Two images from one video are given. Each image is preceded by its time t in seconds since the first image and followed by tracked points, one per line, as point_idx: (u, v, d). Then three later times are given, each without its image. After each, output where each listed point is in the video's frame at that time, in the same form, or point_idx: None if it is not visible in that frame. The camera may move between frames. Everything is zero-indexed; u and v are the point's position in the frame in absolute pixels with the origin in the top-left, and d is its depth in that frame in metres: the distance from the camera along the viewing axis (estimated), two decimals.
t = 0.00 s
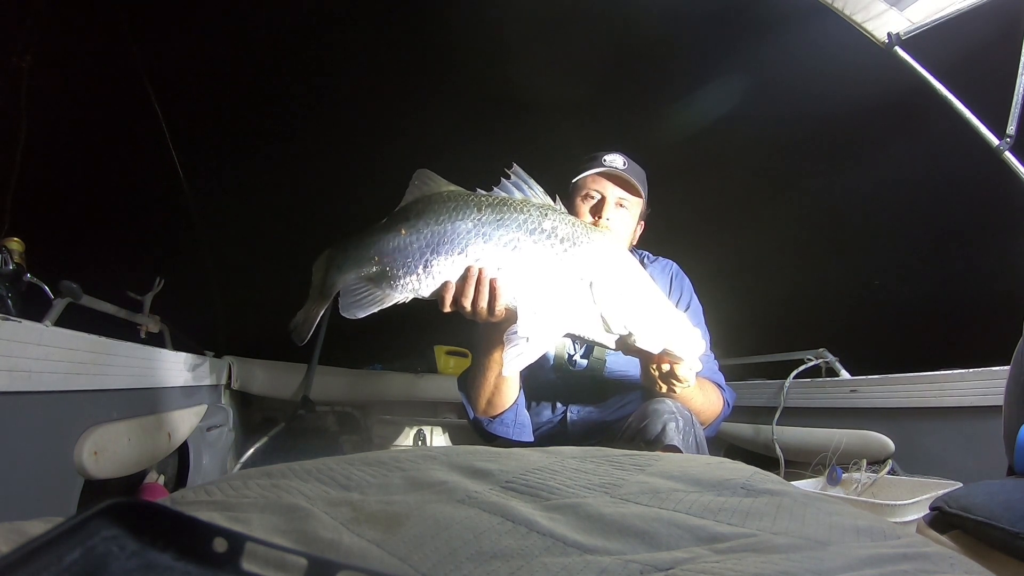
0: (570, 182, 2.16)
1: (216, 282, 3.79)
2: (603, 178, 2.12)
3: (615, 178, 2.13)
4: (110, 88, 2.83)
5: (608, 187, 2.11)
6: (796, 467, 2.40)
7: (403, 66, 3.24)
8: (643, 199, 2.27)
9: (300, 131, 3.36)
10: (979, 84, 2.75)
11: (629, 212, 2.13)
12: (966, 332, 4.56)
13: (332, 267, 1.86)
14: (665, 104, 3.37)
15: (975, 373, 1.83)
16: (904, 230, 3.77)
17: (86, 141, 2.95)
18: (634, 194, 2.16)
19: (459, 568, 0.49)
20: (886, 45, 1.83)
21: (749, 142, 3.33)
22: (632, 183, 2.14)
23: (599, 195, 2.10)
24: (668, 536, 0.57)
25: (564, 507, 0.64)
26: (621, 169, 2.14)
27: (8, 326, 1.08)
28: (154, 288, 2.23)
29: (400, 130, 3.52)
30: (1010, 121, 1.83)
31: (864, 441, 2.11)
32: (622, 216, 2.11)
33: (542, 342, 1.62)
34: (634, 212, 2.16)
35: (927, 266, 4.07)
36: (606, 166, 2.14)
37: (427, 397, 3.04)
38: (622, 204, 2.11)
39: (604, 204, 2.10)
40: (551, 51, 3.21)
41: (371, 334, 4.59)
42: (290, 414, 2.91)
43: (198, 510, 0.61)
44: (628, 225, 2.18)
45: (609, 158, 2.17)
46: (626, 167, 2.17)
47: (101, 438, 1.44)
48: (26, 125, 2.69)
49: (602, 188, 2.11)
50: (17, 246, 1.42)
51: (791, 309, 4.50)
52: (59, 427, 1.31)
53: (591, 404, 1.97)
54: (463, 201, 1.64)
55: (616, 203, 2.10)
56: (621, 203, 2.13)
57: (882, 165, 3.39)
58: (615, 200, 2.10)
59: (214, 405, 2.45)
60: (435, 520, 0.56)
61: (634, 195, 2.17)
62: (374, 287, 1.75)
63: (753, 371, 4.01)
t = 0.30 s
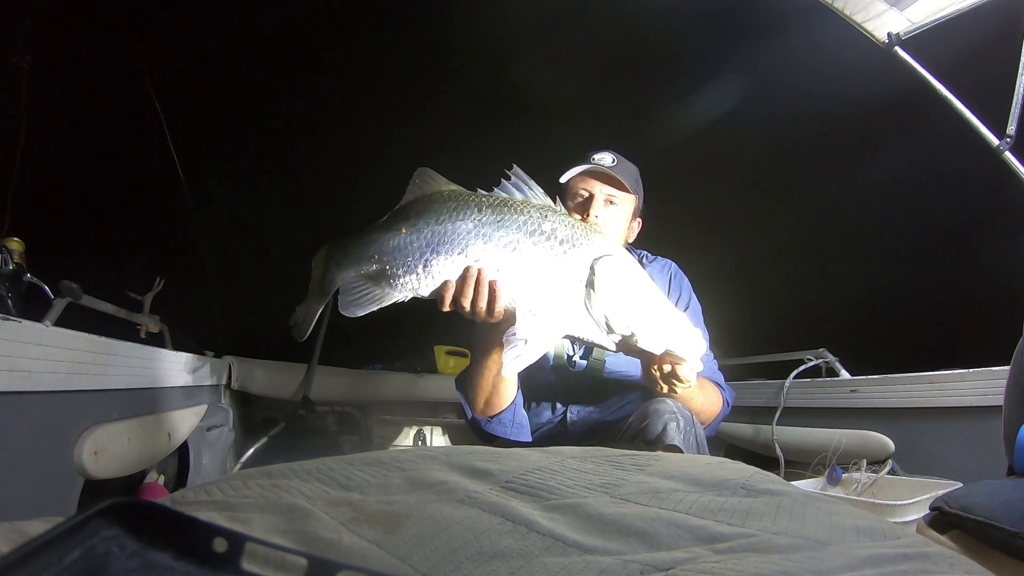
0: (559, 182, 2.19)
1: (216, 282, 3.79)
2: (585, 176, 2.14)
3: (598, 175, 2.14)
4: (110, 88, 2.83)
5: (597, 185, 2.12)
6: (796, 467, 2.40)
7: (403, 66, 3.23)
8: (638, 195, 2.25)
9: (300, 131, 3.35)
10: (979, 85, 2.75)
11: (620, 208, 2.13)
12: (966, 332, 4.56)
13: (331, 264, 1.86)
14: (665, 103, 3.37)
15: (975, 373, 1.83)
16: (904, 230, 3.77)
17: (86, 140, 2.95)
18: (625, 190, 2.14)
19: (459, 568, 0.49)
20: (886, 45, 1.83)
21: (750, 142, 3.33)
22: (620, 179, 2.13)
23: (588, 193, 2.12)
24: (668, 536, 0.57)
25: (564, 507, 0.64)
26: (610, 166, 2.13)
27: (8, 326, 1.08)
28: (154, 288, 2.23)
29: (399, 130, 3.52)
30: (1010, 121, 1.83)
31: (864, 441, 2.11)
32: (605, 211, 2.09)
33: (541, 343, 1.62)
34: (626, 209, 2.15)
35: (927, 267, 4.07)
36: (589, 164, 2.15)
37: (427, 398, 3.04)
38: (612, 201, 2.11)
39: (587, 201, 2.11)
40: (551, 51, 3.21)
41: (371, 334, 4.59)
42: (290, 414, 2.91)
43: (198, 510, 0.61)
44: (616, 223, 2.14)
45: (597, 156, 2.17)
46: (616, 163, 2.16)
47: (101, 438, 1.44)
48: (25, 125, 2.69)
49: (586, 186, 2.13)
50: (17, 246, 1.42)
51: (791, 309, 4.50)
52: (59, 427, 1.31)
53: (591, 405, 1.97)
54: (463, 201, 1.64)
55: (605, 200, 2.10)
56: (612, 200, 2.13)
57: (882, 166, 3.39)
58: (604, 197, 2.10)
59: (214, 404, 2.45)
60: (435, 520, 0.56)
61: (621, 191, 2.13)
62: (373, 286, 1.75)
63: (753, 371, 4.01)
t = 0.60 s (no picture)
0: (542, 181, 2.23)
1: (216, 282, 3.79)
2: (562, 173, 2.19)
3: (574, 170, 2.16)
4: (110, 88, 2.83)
5: (575, 181, 2.12)
6: (796, 467, 2.39)
7: (403, 66, 3.23)
8: (626, 183, 2.20)
9: (301, 131, 3.35)
10: (980, 84, 2.75)
11: (601, 202, 2.11)
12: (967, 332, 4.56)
13: (322, 253, 1.79)
14: (665, 103, 3.37)
15: (975, 373, 1.83)
16: (904, 230, 3.77)
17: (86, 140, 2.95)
18: (605, 181, 2.10)
19: (459, 568, 0.49)
20: (886, 45, 1.83)
21: (750, 142, 3.33)
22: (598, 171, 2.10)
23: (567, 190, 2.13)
24: (669, 536, 0.57)
25: (564, 507, 0.64)
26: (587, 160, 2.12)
27: (7, 326, 1.08)
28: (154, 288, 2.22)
29: (399, 130, 3.52)
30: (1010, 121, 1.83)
31: (864, 440, 2.11)
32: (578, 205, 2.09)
33: (538, 343, 1.67)
34: (609, 201, 2.12)
35: (928, 267, 4.07)
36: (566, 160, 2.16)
37: (427, 398, 3.03)
38: (590, 196, 2.10)
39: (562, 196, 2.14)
40: (551, 51, 3.21)
41: (370, 334, 4.59)
42: (290, 414, 2.91)
43: (198, 510, 0.61)
44: (596, 218, 2.11)
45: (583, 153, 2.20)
46: (596, 157, 2.14)
47: (102, 438, 1.44)
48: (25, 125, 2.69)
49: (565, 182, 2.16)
50: (17, 246, 1.42)
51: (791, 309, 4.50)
52: (59, 428, 1.31)
53: (590, 404, 1.98)
54: (467, 197, 1.64)
55: (584, 195, 2.10)
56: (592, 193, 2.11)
57: (883, 166, 3.39)
58: (583, 192, 2.10)
59: (213, 404, 2.45)
60: (435, 520, 0.56)
61: (594, 182, 2.10)
62: (371, 279, 1.68)
63: (753, 371, 4.01)
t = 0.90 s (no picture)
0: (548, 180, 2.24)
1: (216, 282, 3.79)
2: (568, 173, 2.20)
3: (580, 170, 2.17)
4: (109, 88, 2.83)
5: (579, 181, 2.13)
6: (795, 467, 2.40)
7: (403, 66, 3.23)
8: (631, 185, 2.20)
9: (301, 131, 3.35)
10: (980, 85, 2.74)
11: (605, 202, 2.11)
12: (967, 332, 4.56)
13: (324, 239, 1.78)
14: (665, 103, 3.36)
15: (975, 373, 1.83)
16: (904, 230, 3.77)
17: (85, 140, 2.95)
18: (609, 182, 2.11)
19: (459, 568, 0.49)
20: (886, 45, 1.83)
21: (750, 142, 3.33)
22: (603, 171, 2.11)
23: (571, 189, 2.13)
24: (669, 536, 0.57)
25: (564, 507, 0.64)
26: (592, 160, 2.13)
27: (7, 326, 1.08)
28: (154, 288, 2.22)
29: (399, 130, 3.52)
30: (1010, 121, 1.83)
31: (864, 440, 2.11)
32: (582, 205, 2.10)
33: (537, 336, 1.64)
34: (613, 201, 2.12)
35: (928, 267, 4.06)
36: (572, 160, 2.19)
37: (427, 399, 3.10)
38: (594, 195, 2.10)
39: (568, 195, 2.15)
40: (551, 51, 3.21)
41: (371, 334, 4.59)
42: (290, 414, 2.90)
43: (198, 510, 0.61)
44: (600, 218, 2.11)
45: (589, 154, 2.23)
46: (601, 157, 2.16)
47: (101, 438, 1.44)
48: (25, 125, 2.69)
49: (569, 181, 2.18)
50: (17, 247, 1.42)
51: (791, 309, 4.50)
52: (59, 428, 1.31)
53: (591, 403, 1.98)
54: (474, 190, 1.64)
55: (587, 194, 2.10)
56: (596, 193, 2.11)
57: (883, 166, 3.39)
58: (586, 192, 2.10)
59: (214, 404, 2.46)
60: (435, 520, 0.56)
61: (599, 182, 2.11)
62: (375, 263, 1.67)
63: (752, 371, 4.01)
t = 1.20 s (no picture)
0: (576, 179, 2.24)
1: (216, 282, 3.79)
2: (596, 176, 2.21)
3: (611, 175, 2.19)
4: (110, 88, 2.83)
5: (611, 186, 2.18)
6: (796, 467, 2.40)
7: (403, 67, 3.22)
8: (649, 200, 2.32)
9: (301, 131, 3.35)
10: (980, 85, 2.74)
11: (632, 212, 2.18)
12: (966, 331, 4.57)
13: (319, 240, 1.78)
14: (666, 103, 3.36)
15: (975, 373, 1.83)
16: (904, 230, 3.77)
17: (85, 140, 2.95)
18: (638, 194, 2.20)
19: (459, 568, 0.49)
20: (886, 45, 1.83)
21: (750, 142, 3.33)
22: (636, 183, 2.20)
23: (602, 193, 2.17)
24: (669, 536, 0.57)
25: (564, 507, 0.64)
26: (625, 169, 2.19)
27: (7, 326, 1.08)
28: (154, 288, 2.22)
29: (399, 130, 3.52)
30: (1010, 121, 1.83)
31: (864, 440, 2.11)
32: (617, 212, 2.14)
33: (531, 339, 1.68)
34: (637, 212, 2.21)
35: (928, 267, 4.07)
36: (605, 164, 2.22)
37: (428, 399, 3.13)
38: (625, 203, 2.17)
39: (599, 201, 2.17)
40: (551, 52, 3.21)
41: (371, 334, 4.60)
42: (290, 414, 2.91)
43: (198, 510, 0.61)
44: (624, 225, 2.17)
45: (613, 157, 2.25)
46: (631, 168, 2.24)
47: (101, 438, 1.44)
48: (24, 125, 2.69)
49: (598, 185, 2.19)
50: (17, 246, 1.42)
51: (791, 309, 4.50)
52: (58, 428, 1.31)
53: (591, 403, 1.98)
54: (465, 193, 1.64)
55: (618, 201, 2.16)
56: (625, 202, 2.18)
57: (883, 166, 3.39)
58: (618, 198, 2.16)
59: (214, 404, 2.46)
60: (435, 520, 0.56)
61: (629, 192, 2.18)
62: (368, 268, 1.67)
63: (752, 371, 4.01)
